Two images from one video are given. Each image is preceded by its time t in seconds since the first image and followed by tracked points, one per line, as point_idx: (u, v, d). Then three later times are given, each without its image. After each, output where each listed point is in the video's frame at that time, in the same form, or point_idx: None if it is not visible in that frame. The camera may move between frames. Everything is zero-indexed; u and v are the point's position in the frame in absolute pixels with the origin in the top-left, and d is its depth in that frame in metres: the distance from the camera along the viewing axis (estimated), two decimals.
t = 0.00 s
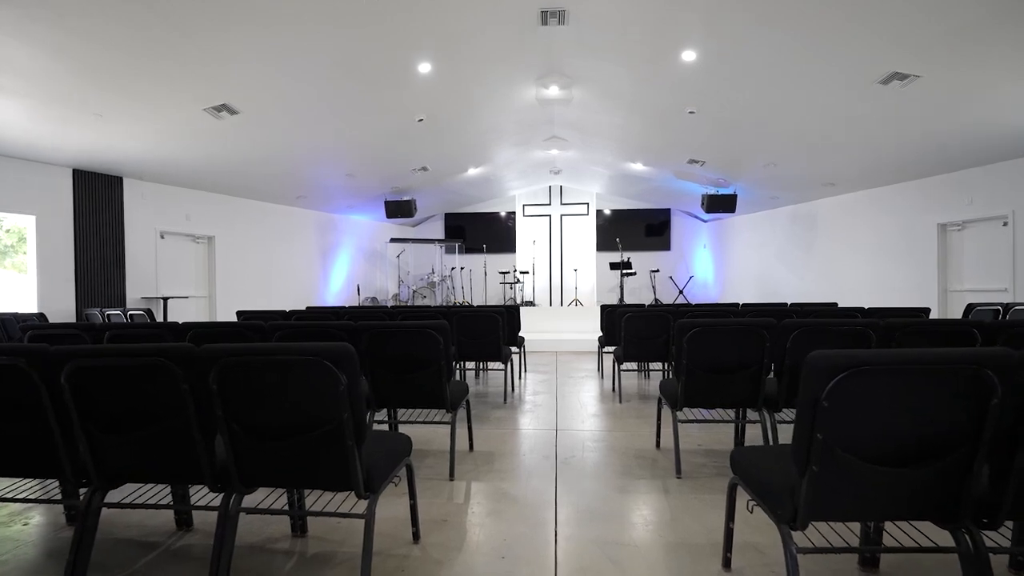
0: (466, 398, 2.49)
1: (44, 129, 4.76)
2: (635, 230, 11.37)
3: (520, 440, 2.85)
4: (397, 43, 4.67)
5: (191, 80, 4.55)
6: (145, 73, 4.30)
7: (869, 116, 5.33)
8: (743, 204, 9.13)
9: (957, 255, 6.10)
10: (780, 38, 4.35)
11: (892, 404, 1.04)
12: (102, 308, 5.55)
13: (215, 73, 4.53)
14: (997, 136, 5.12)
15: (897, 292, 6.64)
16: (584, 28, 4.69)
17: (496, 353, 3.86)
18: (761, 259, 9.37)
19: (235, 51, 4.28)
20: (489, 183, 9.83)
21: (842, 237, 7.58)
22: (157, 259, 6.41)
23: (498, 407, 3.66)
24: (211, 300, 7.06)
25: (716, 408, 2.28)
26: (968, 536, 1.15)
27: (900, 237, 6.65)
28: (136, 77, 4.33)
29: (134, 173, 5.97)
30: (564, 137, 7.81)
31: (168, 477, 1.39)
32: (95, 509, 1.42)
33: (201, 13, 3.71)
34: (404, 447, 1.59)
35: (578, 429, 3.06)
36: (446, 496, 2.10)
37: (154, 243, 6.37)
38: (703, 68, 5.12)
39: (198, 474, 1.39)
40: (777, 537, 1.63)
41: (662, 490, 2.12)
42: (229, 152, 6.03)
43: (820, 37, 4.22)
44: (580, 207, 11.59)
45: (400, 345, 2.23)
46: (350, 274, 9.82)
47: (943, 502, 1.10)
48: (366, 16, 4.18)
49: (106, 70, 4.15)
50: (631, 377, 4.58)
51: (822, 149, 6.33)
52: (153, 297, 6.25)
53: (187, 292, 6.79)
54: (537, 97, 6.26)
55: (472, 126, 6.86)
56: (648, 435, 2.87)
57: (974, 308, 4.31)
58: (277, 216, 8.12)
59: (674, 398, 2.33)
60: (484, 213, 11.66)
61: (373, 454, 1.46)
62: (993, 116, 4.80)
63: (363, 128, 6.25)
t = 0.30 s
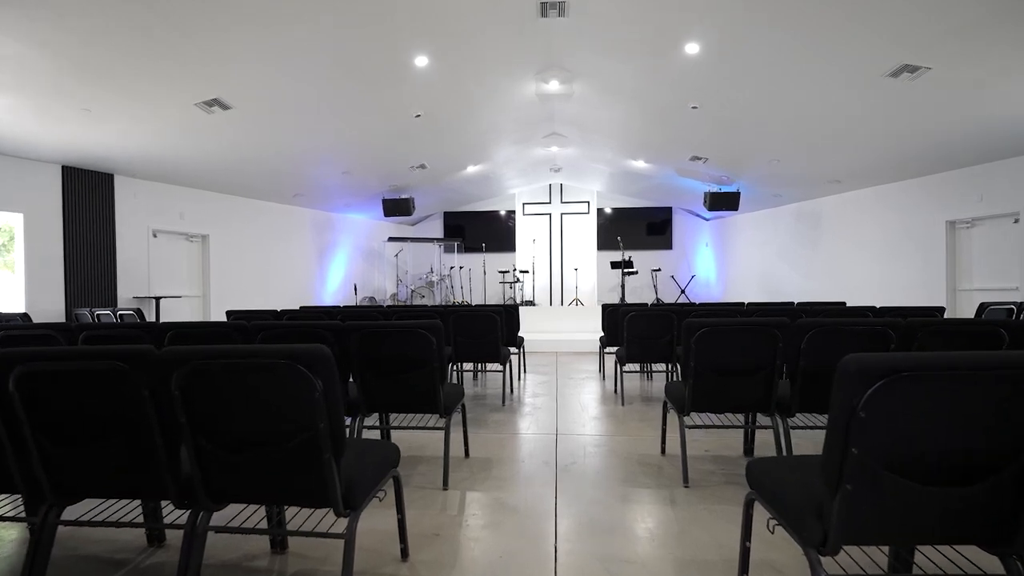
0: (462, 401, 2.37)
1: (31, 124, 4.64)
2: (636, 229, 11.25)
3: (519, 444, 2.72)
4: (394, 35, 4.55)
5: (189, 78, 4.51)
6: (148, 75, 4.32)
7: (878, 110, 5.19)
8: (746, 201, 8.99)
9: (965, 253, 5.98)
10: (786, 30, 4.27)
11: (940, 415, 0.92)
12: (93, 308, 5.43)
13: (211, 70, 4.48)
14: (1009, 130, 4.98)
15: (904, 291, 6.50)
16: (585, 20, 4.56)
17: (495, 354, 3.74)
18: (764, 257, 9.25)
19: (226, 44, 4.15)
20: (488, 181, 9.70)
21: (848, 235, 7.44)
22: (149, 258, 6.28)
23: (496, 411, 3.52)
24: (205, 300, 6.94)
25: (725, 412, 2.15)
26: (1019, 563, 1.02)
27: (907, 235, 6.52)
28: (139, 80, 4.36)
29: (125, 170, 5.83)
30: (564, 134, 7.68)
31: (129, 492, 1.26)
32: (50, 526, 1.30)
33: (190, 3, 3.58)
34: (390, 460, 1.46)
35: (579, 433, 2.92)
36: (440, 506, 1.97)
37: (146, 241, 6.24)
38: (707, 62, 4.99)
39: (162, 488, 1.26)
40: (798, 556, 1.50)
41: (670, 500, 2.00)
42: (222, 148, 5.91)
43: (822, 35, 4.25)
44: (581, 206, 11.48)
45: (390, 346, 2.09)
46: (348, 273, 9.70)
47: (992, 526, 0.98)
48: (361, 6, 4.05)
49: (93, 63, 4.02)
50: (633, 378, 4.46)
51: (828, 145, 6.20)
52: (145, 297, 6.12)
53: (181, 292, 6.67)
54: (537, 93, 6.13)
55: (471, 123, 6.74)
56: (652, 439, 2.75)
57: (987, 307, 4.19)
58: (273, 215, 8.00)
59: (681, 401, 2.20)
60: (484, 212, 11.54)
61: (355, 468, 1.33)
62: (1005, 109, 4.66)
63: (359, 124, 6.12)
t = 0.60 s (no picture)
0: (456, 407, 2.23)
1: (15, 119, 4.49)
2: (637, 227, 11.11)
3: (517, 452, 2.58)
4: (388, 27, 4.40)
5: (178, 73, 4.36)
6: (146, 74, 4.27)
7: (887, 106, 5.06)
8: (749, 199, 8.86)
9: (975, 251, 5.84)
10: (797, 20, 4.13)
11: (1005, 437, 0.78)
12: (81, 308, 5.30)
13: (201, 64, 4.33)
14: None
15: (911, 291, 6.36)
16: (586, 11, 4.42)
17: (493, 356, 3.61)
18: (767, 257, 9.11)
19: (217, 38, 4.02)
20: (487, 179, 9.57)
21: (853, 233, 7.31)
22: (141, 257, 6.15)
23: (494, 415, 3.40)
24: (199, 299, 6.80)
25: (736, 420, 2.02)
26: None
27: (914, 233, 6.37)
28: (137, 78, 4.30)
29: (115, 166, 5.70)
30: (564, 131, 7.55)
31: (76, 514, 1.12)
32: None
33: None
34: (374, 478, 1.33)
35: (580, 440, 2.80)
36: (431, 523, 1.83)
37: (137, 240, 6.11)
38: (711, 54, 4.85)
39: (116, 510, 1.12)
40: None
41: (679, 517, 1.86)
42: (214, 145, 5.77)
43: (823, 35, 4.24)
44: (581, 204, 11.36)
45: (381, 349, 1.96)
46: (345, 272, 9.58)
47: None
48: None
49: (77, 57, 3.87)
50: (635, 380, 4.32)
51: (835, 141, 6.05)
52: (136, 297, 5.98)
53: (173, 291, 6.54)
54: (537, 88, 6.00)
55: (470, 119, 6.61)
56: (657, 447, 2.61)
57: (1003, 307, 4.04)
58: (269, 213, 7.87)
59: (689, 409, 2.07)
60: (483, 211, 11.42)
61: (332, 488, 1.20)
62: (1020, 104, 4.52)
63: (354, 120, 5.99)
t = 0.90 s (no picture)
0: (451, 412, 2.12)
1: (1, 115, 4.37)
2: (638, 227, 10.99)
3: (515, 460, 2.47)
4: (384, 21, 4.28)
5: (169, 69, 4.23)
6: (138, 70, 4.16)
7: (897, 102, 4.93)
8: (752, 198, 8.74)
9: (984, 250, 5.72)
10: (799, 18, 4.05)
11: None
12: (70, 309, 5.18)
13: (192, 59, 4.19)
14: None
15: (918, 291, 6.23)
16: (586, 5, 4.30)
17: (491, 358, 3.51)
18: (770, 256, 8.99)
19: (207, 32, 3.89)
20: (487, 177, 9.44)
21: (858, 232, 7.19)
22: (133, 257, 6.03)
23: (492, 419, 3.27)
24: (193, 300, 6.69)
25: (747, 428, 1.91)
26: None
27: (922, 232, 6.24)
28: (134, 77, 4.25)
29: (106, 164, 5.57)
30: (564, 128, 7.44)
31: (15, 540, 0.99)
32: None
33: None
34: (354, 496, 1.21)
35: (581, 446, 2.67)
36: (423, 540, 1.71)
37: (129, 239, 5.98)
38: (715, 49, 4.73)
39: (63, 536, 1.00)
40: None
41: (688, 532, 1.73)
42: (207, 142, 5.66)
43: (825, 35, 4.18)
44: (582, 203, 11.24)
45: (370, 353, 1.85)
46: (342, 272, 9.46)
47: None
48: None
49: (63, 51, 3.74)
50: (638, 383, 4.21)
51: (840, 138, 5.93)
52: (127, 297, 5.85)
53: (165, 292, 6.42)
54: (536, 84, 5.88)
55: (469, 116, 6.49)
56: (662, 454, 2.49)
57: (1017, 308, 3.92)
58: (265, 211, 7.75)
59: (697, 415, 1.96)
60: (482, 210, 11.31)
61: (306, 510, 1.08)
62: None
63: (350, 117, 5.88)
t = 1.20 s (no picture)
0: (444, 420, 1.98)
1: None
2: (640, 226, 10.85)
3: (513, 470, 2.33)
4: (380, 12, 4.14)
5: (156, 61, 4.08)
6: (125, 62, 4.02)
7: (909, 96, 4.77)
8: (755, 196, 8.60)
9: (996, 249, 5.57)
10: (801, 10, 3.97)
11: None
12: (57, 308, 5.04)
13: (180, 51, 4.05)
14: None
15: (928, 291, 6.09)
16: None
17: (488, 360, 3.37)
18: (774, 255, 8.85)
19: (196, 23, 3.74)
20: (486, 175, 9.31)
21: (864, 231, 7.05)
22: (123, 255, 5.90)
23: (489, 426, 3.13)
24: (185, 299, 6.56)
25: (762, 438, 1.77)
26: None
27: (932, 231, 6.10)
28: (121, 69, 4.10)
29: (95, 160, 5.43)
30: (565, 125, 7.30)
31: None
32: None
33: None
34: (323, 517, 1.08)
35: (582, 456, 2.52)
36: (410, 562, 1.57)
37: (120, 237, 5.85)
38: (720, 41, 4.59)
39: None
40: None
41: (698, 553, 1.59)
42: (198, 138, 5.52)
43: (827, 29, 4.15)
44: (582, 202, 11.11)
45: (353, 356, 1.71)
46: (339, 271, 9.32)
47: None
48: None
49: (44, 41, 3.59)
50: (640, 386, 4.07)
51: (848, 134, 5.79)
52: (116, 297, 5.70)
53: (156, 291, 6.28)
54: (536, 78, 5.74)
55: (467, 112, 6.35)
56: (668, 464, 2.35)
57: None
58: (260, 209, 7.61)
59: (708, 425, 1.82)
60: (482, 209, 11.17)
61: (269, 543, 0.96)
62: None
63: (346, 112, 5.73)
